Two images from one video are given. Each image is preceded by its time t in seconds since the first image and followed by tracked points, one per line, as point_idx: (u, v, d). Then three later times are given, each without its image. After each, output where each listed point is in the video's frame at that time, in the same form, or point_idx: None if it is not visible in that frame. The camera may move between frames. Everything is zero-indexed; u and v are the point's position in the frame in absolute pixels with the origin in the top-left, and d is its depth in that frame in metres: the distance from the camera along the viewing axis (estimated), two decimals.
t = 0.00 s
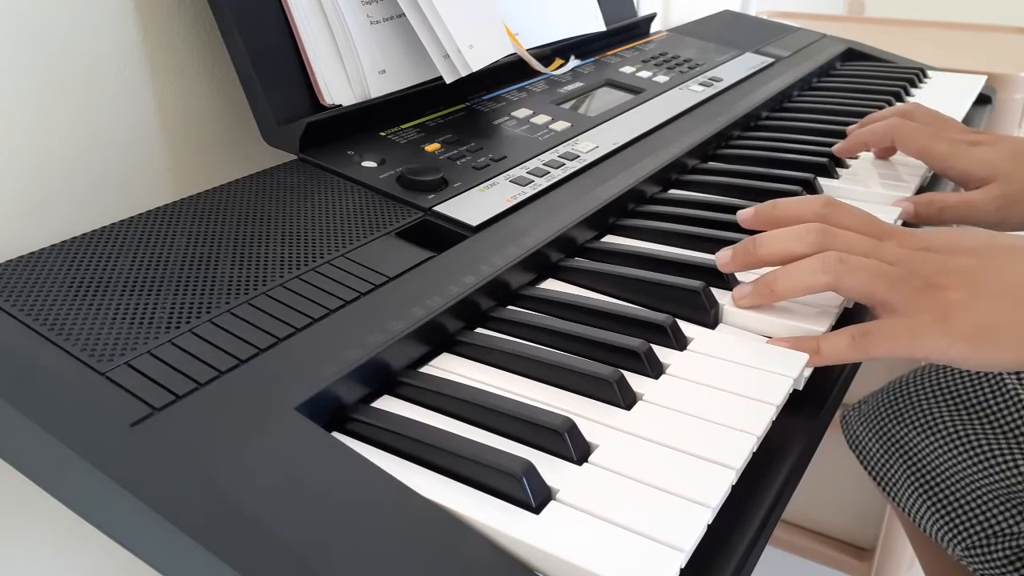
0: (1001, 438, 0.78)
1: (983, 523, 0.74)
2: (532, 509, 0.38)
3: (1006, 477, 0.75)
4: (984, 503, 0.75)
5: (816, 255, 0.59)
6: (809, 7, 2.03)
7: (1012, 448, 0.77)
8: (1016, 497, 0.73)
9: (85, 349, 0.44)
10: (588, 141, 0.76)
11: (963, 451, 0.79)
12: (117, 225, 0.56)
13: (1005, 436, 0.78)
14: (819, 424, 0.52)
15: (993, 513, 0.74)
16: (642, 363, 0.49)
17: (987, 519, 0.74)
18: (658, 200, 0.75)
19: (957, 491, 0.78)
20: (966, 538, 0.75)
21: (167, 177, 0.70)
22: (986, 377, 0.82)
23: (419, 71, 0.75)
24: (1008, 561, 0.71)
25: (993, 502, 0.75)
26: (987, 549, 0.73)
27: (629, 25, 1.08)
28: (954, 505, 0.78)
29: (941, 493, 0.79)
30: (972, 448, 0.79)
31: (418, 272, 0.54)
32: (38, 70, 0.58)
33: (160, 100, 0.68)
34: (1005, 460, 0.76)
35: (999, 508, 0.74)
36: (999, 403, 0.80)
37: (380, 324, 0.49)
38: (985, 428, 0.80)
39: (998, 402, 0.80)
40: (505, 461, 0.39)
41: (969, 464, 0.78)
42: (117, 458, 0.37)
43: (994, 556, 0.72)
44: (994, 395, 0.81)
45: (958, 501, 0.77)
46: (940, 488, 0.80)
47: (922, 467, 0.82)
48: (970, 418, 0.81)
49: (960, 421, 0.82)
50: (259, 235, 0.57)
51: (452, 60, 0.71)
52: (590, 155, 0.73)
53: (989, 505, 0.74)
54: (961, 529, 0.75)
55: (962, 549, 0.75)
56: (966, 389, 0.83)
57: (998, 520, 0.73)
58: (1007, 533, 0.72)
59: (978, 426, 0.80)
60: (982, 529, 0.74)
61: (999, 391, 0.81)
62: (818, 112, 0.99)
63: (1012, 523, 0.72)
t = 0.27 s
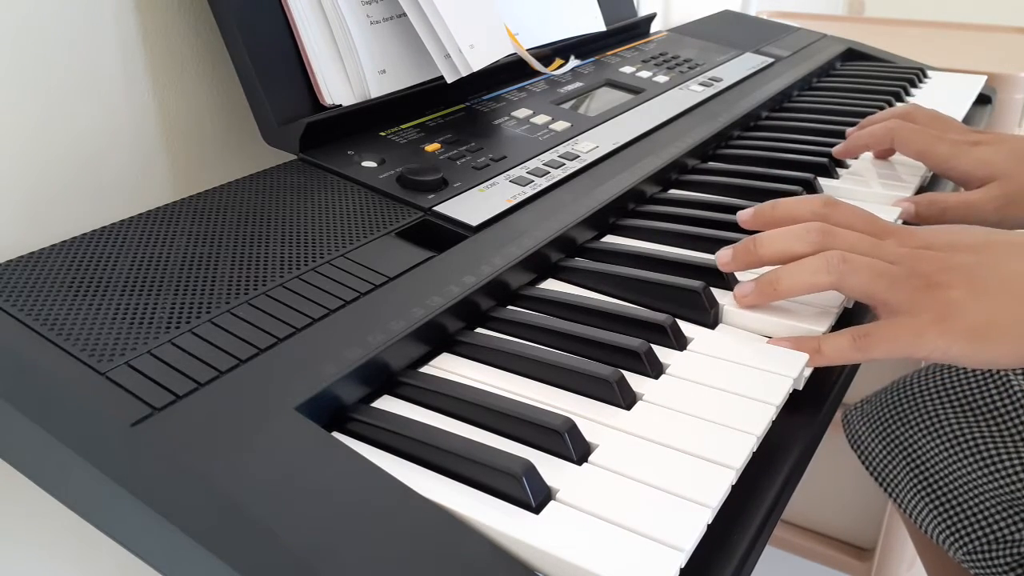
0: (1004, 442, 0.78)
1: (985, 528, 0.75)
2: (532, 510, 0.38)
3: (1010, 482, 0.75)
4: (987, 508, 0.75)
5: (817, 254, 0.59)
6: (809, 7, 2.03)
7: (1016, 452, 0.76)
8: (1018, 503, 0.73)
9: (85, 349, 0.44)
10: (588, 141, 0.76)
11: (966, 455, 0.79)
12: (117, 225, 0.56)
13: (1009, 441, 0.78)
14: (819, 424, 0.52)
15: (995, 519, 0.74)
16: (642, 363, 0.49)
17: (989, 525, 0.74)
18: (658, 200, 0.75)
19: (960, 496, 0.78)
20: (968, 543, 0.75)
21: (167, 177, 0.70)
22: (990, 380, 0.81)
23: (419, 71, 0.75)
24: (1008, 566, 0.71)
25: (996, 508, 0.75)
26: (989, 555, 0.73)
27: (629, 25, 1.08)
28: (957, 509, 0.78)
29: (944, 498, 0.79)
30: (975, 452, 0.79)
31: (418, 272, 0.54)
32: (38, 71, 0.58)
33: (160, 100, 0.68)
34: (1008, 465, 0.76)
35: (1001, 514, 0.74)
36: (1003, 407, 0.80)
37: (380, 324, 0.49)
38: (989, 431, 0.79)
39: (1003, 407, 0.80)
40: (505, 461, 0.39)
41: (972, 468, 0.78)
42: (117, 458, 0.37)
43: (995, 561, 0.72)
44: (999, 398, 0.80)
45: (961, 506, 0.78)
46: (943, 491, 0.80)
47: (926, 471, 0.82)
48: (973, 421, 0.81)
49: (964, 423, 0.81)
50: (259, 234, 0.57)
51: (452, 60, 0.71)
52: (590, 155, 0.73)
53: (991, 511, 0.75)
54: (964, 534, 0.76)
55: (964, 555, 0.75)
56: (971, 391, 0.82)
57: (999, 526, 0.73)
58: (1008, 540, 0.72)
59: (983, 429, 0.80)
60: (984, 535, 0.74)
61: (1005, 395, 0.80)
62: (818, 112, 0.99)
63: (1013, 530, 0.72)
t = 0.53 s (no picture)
0: (1004, 444, 0.78)
1: (985, 530, 0.75)
2: (532, 510, 0.38)
3: (1010, 484, 0.75)
4: (987, 510, 0.75)
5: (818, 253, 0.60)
6: (809, 7, 2.03)
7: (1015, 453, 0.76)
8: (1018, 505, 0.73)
9: (85, 349, 0.44)
10: (588, 141, 0.76)
11: (966, 455, 0.79)
12: (117, 225, 0.56)
13: (1008, 441, 0.77)
14: (819, 423, 0.52)
15: (995, 521, 0.74)
16: (642, 363, 0.49)
17: (989, 527, 0.74)
18: (658, 200, 0.75)
19: (961, 497, 0.78)
20: (968, 545, 0.75)
21: (167, 178, 0.70)
22: (990, 381, 0.81)
23: (419, 71, 0.75)
24: (1009, 568, 0.71)
25: (995, 509, 0.75)
26: (988, 557, 0.73)
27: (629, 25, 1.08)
28: (958, 511, 0.78)
29: (945, 499, 0.79)
30: (976, 453, 0.79)
31: (418, 272, 0.54)
32: (38, 71, 0.58)
33: (160, 100, 0.68)
34: (1008, 466, 0.76)
35: (1001, 516, 0.74)
36: (1003, 408, 0.79)
37: (380, 324, 0.49)
38: (988, 432, 0.79)
39: (1003, 408, 0.79)
40: (505, 461, 0.39)
41: (972, 469, 0.78)
42: (117, 459, 0.37)
43: (994, 563, 0.73)
44: (998, 399, 0.80)
45: (961, 508, 0.78)
46: (943, 493, 0.80)
47: (927, 471, 0.82)
48: (973, 421, 0.81)
49: (964, 424, 0.81)
50: (259, 235, 0.57)
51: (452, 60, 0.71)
52: (590, 155, 0.73)
53: (992, 513, 0.75)
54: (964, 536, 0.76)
55: (964, 556, 0.75)
56: (970, 392, 0.82)
57: (999, 529, 0.73)
58: (1008, 542, 0.72)
59: (983, 430, 0.80)
60: (984, 537, 0.74)
61: (1005, 396, 0.80)
62: (818, 112, 0.99)
63: (1013, 532, 0.72)
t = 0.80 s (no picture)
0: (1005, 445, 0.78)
1: (986, 530, 0.74)
2: (532, 510, 0.38)
3: (1011, 485, 0.75)
4: (987, 511, 0.75)
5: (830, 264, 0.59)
6: (809, 7, 2.03)
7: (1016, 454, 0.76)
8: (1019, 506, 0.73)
9: (85, 349, 0.44)
10: (588, 141, 0.76)
11: (967, 456, 0.79)
12: (117, 225, 0.56)
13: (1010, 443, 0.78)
14: (820, 424, 0.52)
15: (996, 522, 0.74)
16: (643, 363, 0.49)
17: (990, 527, 0.74)
18: (658, 200, 0.75)
19: (961, 497, 0.78)
20: (968, 545, 0.75)
21: (167, 178, 0.70)
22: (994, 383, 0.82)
23: (419, 71, 0.75)
24: (1009, 569, 0.70)
25: (997, 513, 0.74)
26: (988, 557, 0.73)
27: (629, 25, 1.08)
28: (958, 511, 0.78)
29: (945, 499, 0.79)
30: (977, 454, 0.79)
31: (419, 272, 0.54)
32: (37, 71, 0.58)
33: (160, 100, 0.68)
34: (1009, 467, 0.76)
35: (1002, 516, 0.74)
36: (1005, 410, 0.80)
37: (380, 324, 0.48)
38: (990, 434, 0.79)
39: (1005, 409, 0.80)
40: (505, 461, 0.39)
41: (973, 470, 0.78)
42: (117, 459, 0.37)
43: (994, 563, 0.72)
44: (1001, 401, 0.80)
45: (961, 507, 0.78)
46: (944, 493, 0.80)
47: (928, 471, 0.82)
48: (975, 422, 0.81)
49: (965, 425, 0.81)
50: (259, 235, 0.57)
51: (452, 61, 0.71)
52: (590, 155, 0.73)
53: (992, 513, 0.75)
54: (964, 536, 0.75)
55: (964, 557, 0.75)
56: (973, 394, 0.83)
57: (1000, 529, 0.73)
58: (1008, 543, 0.72)
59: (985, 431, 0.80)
60: (984, 537, 0.74)
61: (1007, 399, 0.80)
62: (818, 112, 0.99)
63: (1013, 532, 0.72)
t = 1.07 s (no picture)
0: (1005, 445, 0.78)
1: (986, 531, 0.74)
2: (532, 510, 0.38)
3: (1010, 485, 0.75)
4: (987, 511, 0.75)
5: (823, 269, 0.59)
6: (808, 7, 2.03)
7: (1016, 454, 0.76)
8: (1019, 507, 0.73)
9: (85, 349, 0.44)
10: (588, 141, 0.76)
11: (967, 457, 0.79)
12: (117, 225, 0.56)
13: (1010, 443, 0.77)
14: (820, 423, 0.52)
15: (996, 522, 0.74)
16: (643, 363, 0.49)
17: (990, 527, 0.74)
18: (658, 200, 0.75)
19: (961, 497, 0.78)
20: (969, 546, 0.75)
21: (167, 178, 0.70)
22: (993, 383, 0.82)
23: (419, 71, 0.75)
24: (1009, 570, 0.71)
25: (996, 512, 0.75)
26: (990, 558, 0.73)
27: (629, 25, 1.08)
28: (958, 511, 0.78)
29: (945, 499, 0.79)
30: (976, 454, 0.79)
31: (419, 272, 0.54)
32: (37, 71, 0.58)
33: (160, 100, 0.68)
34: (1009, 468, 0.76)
35: (1002, 517, 0.74)
36: (1005, 410, 0.80)
37: (380, 324, 0.48)
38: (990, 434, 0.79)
39: (1004, 409, 0.80)
40: (505, 461, 0.39)
41: (973, 470, 0.78)
42: (117, 459, 0.37)
43: (995, 562, 0.72)
44: (1000, 401, 0.81)
45: (962, 509, 0.77)
46: (943, 493, 0.79)
47: (927, 472, 0.82)
48: (974, 423, 0.81)
49: (965, 425, 0.81)
50: (259, 234, 0.57)
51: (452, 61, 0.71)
52: (590, 155, 0.73)
53: (992, 513, 0.75)
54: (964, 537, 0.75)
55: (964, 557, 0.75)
56: (972, 394, 0.83)
57: (1001, 529, 0.73)
58: (1009, 543, 0.72)
59: (985, 431, 0.80)
60: (984, 537, 0.74)
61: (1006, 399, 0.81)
62: (818, 113, 0.99)
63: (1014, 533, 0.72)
